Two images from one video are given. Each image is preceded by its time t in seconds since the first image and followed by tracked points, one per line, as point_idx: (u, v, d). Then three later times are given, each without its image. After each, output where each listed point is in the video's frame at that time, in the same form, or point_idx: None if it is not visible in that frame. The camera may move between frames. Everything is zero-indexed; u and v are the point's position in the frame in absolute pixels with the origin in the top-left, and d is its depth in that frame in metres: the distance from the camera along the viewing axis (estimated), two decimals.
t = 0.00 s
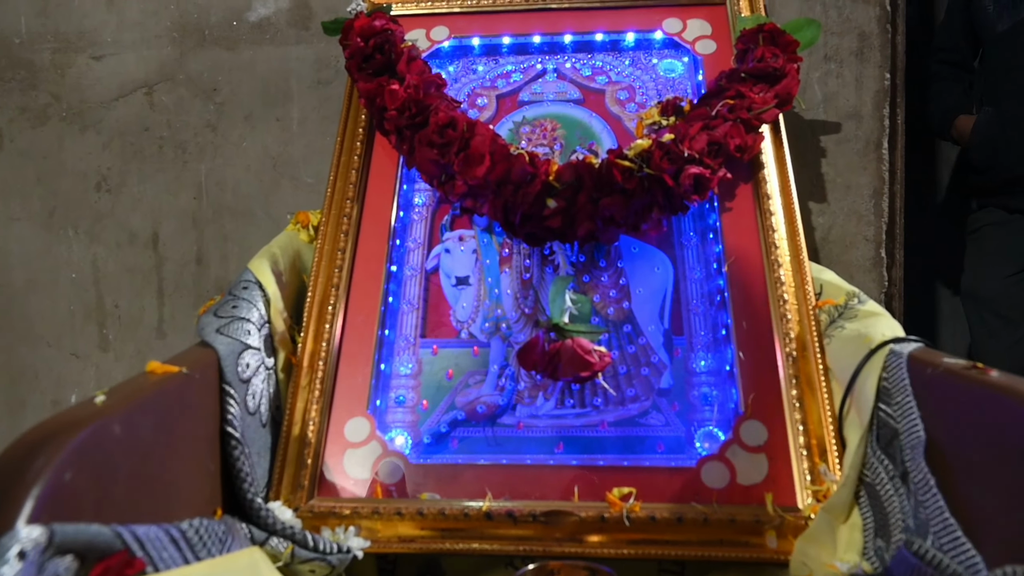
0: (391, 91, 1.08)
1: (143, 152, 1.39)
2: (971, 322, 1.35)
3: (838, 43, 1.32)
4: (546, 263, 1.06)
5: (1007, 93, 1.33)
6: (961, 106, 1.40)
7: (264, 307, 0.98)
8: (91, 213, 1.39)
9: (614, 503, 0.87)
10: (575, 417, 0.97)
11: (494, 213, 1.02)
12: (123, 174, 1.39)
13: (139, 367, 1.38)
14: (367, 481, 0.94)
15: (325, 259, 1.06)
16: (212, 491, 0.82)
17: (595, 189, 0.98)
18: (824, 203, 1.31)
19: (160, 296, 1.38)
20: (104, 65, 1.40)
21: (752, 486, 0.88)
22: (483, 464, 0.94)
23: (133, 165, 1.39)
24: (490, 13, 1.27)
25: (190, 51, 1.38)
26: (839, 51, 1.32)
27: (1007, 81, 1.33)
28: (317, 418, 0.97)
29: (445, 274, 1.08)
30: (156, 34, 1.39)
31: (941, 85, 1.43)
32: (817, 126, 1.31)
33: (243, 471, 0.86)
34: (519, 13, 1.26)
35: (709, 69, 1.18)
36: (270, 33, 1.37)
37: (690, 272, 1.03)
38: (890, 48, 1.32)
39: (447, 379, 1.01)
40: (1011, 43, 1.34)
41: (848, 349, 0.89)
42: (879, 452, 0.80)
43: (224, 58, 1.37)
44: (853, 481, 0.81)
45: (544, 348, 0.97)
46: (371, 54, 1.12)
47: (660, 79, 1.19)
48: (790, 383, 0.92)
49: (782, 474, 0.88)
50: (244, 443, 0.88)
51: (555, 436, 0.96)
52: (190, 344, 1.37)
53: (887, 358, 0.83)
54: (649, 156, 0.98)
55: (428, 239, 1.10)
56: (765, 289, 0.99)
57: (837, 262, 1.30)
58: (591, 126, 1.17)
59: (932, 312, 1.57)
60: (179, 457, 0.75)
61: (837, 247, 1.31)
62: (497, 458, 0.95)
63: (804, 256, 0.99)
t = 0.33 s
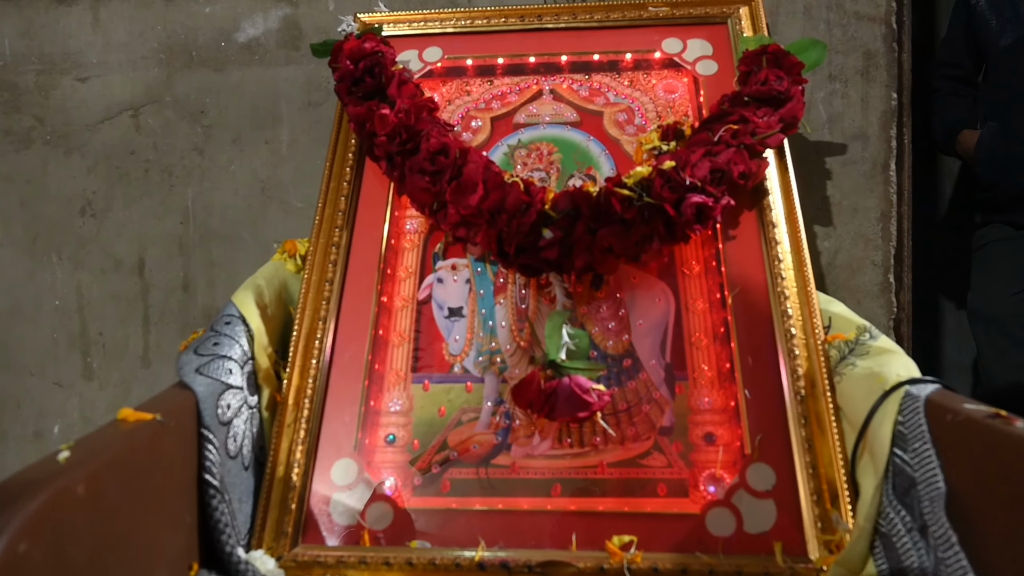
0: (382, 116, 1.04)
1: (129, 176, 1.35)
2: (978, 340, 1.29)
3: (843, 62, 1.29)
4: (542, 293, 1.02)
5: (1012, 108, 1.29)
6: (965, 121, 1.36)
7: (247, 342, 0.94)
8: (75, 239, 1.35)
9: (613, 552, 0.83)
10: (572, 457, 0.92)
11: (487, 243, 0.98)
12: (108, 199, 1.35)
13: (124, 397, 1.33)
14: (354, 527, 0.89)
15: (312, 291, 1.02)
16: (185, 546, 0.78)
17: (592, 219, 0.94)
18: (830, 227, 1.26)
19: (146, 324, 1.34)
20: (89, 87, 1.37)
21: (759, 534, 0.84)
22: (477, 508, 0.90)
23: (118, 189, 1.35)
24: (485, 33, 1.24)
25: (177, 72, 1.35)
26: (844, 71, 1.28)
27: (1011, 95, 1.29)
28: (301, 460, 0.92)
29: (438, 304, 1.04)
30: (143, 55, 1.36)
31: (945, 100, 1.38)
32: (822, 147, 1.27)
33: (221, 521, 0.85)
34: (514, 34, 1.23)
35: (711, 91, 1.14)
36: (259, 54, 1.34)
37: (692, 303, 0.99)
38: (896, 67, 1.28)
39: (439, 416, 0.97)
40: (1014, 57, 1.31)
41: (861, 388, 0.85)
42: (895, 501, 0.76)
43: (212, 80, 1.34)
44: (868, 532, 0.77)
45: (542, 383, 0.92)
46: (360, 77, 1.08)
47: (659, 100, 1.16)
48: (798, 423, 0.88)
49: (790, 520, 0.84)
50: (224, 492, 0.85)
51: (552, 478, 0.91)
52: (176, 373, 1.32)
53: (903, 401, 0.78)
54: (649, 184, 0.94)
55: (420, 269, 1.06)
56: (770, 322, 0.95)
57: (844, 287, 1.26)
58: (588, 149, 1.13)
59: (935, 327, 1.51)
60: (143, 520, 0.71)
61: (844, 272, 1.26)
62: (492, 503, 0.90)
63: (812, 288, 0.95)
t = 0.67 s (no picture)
0: (373, 133, 1.01)
1: (116, 192, 1.31)
2: (982, 347, 1.24)
3: (851, 73, 1.25)
4: (540, 315, 0.98)
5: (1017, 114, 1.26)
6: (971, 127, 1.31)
7: (233, 370, 0.90)
8: (61, 256, 1.32)
9: None
10: (572, 488, 0.89)
11: (483, 264, 0.94)
12: (95, 215, 1.31)
13: (113, 419, 1.29)
14: (345, 563, 0.86)
15: (302, 314, 0.97)
16: None
17: (592, 241, 0.90)
18: (838, 243, 1.22)
19: (134, 343, 1.29)
20: (75, 101, 1.34)
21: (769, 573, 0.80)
22: (475, 543, 0.86)
23: (105, 205, 1.31)
24: (481, 44, 1.20)
25: (165, 85, 1.32)
26: (852, 81, 1.25)
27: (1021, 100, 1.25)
28: (290, 492, 0.88)
29: (433, 327, 1.00)
30: (130, 68, 1.34)
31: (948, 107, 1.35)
32: (829, 160, 1.24)
33: (203, 561, 0.81)
34: (511, 44, 1.19)
35: (715, 103, 1.11)
36: (250, 66, 1.31)
37: (696, 325, 0.95)
38: (906, 77, 1.24)
39: (434, 445, 0.93)
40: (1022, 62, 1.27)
41: (875, 419, 0.81)
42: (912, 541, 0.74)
43: (201, 93, 1.31)
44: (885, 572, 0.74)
45: (539, 415, 0.89)
46: (352, 91, 1.04)
47: (661, 113, 1.12)
48: (809, 455, 0.83)
49: (801, 558, 0.80)
50: (208, 530, 0.82)
51: (551, 511, 0.87)
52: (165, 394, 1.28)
53: (920, 435, 0.75)
54: (651, 204, 0.90)
55: (414, 290, 1.03)
56: (778, 346, 0.91)
57: (852, 304, 1.22)
58: (588, 164, 1.09)
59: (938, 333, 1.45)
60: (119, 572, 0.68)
61: (853, 289, 1.22)
62: (490, 538, 0.86)
63: (822, 310, 0.91)
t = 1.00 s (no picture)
0: (365, 153, 0.97)
1: (103, 212, 1.28)
2: (989, 350, 1.23)
3: (855, 84, 1.22)
4: (539, 341, 0.95)
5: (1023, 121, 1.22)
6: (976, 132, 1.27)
7: (220, 404, 0.87)
8: (48, 278, 1.28)
9: None
10: (573, 522, 0.85)
11: (479, 290, 0.90)
12: (81, 236, 1.28)
13: (101, 444, 1.25)
14: None
15: (292, 343, 0.94)
16: None
17: (591, 266, 0.87)
18: (843, 259, 1.19)
19: (122, 368, 1.26)
20: (61, 119, 1.31)
21: None
22: None
23: (92, 226, 1.28)
24: (476, 59, 1.17)
25: (153, 102, 1.29)
26: (857, 92, 1.22)
27: None
28: (279, 530, 0.85)
29: (428, 353, 0.97)
30: (116, 85, 1.30)
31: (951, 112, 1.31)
32: (834, 174, 1.21)
33: None
34: (506, 58, 1.16)
35: (717, 118, 1.07)
36: (239, 82, 1.28)
37: (699, 350, 0.92)
38: (911, 88, 1.21)
39: (430, 478, 0.90)
40: None
41: (887, 453, 0.78)
42: None
43: (189, 110, 1.28)
44: None
45: (537, 448, 0.85)
46: (342, 110, 1.01)
47: (661, 128, 1.09)
48: (819, 488, 0.80)
49: None
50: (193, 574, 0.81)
51: (552, 546, 0.84)
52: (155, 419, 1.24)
53: (937, 470, 0.73)
54: (652, 227, 0.86)
55: (408, 315, 1.00)
56: (784, 373, 0.88)
57: (859, 322, 1.18)
58: (586, 182, 1.06)
59: (940, 335, 1.40)
60: None
61: (859, 305, 1.19)
62: None
63: (830, 335, 0.88)
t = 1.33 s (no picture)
0: (360, 175, 0.94)
1: (95, 231, 1.26)
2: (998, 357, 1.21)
3: (865, 98, 1.18)
4: (540, 368, 0.92)
5: None
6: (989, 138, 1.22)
7: (209, 437, 0.85)
8: (39, 298, 1.26)
9: None
10: (576, 560, 0.82)
11: (478, 317, 0.87)
12: (73, 255, 1.26)
13: (94, 467, 1.23)
14: None
15: (285, 372, 0.91)
16: None
17: (594, 293, 0.84)
18: (854, 278, 1.16)
19: (115, 390, 1.23)
20: (52, 136, 1.28)
21: None
22: None
23: (83, 245, 1.26)
24: (475, 74, 1.13)
25: (145, 118, 1.27)
26: (867, 106, 1.18)
27: None
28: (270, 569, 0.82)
29: (426, 381, 0.94)
30: (108, 101, 1.28)
31: (961, 116, 1.25)
32: (843, 191, 1.17)
33: None
34: (505, 72, 1.13)
35: (723, 136, 1.04)
36: (233, 98, 1.25)
37: (706, 379, 0.89)
38: (923, 101, 1.18)
39: (427, 512, 0.87)
40: None
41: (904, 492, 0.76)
42: None
43: (182, 127, 1.26)
44: None
45: (537, 484, 0.83)
46: (337, 130, 0.98)
47: (665, 145, 1.06)
48: (832, 527, 0.77)
49: None
50: None
51: None
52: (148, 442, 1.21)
53: (958, 514, 0.70)
54: (657, 253, 0.83)
55: (405, 341, 0.96)
56: (795, 404, 0.84)
57: (869, 342, 1.15)
58: (589, 202, 1.03)
59: (948, 343, 1.37)
60: None
61: (869, 326, 1.15)
62: None
63: (842, 365, 0.84)
